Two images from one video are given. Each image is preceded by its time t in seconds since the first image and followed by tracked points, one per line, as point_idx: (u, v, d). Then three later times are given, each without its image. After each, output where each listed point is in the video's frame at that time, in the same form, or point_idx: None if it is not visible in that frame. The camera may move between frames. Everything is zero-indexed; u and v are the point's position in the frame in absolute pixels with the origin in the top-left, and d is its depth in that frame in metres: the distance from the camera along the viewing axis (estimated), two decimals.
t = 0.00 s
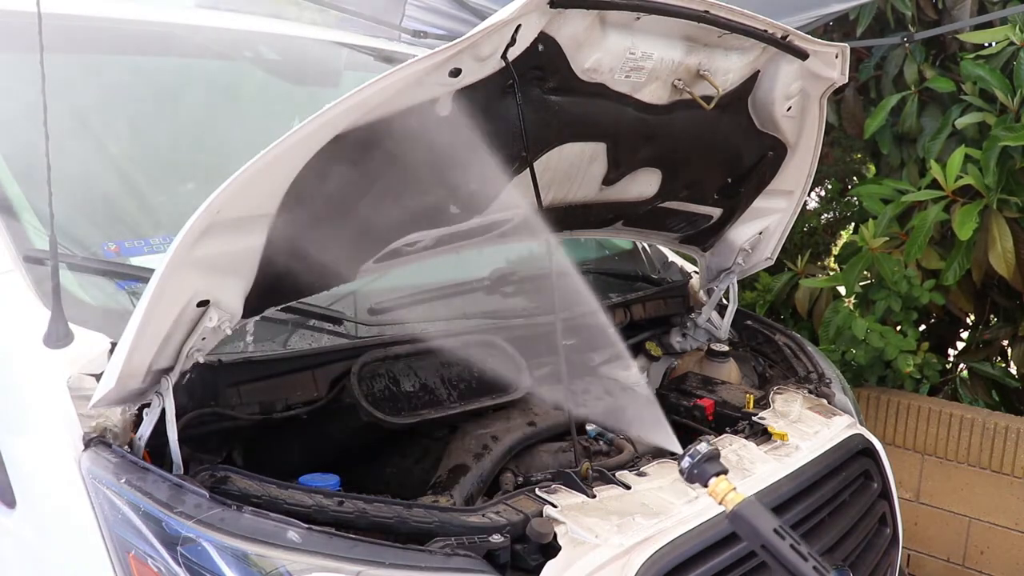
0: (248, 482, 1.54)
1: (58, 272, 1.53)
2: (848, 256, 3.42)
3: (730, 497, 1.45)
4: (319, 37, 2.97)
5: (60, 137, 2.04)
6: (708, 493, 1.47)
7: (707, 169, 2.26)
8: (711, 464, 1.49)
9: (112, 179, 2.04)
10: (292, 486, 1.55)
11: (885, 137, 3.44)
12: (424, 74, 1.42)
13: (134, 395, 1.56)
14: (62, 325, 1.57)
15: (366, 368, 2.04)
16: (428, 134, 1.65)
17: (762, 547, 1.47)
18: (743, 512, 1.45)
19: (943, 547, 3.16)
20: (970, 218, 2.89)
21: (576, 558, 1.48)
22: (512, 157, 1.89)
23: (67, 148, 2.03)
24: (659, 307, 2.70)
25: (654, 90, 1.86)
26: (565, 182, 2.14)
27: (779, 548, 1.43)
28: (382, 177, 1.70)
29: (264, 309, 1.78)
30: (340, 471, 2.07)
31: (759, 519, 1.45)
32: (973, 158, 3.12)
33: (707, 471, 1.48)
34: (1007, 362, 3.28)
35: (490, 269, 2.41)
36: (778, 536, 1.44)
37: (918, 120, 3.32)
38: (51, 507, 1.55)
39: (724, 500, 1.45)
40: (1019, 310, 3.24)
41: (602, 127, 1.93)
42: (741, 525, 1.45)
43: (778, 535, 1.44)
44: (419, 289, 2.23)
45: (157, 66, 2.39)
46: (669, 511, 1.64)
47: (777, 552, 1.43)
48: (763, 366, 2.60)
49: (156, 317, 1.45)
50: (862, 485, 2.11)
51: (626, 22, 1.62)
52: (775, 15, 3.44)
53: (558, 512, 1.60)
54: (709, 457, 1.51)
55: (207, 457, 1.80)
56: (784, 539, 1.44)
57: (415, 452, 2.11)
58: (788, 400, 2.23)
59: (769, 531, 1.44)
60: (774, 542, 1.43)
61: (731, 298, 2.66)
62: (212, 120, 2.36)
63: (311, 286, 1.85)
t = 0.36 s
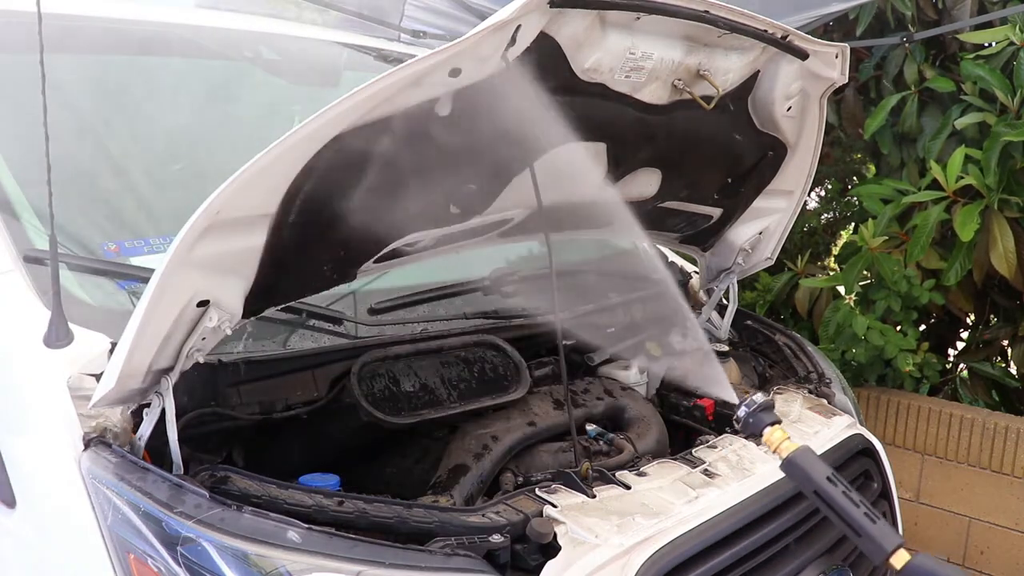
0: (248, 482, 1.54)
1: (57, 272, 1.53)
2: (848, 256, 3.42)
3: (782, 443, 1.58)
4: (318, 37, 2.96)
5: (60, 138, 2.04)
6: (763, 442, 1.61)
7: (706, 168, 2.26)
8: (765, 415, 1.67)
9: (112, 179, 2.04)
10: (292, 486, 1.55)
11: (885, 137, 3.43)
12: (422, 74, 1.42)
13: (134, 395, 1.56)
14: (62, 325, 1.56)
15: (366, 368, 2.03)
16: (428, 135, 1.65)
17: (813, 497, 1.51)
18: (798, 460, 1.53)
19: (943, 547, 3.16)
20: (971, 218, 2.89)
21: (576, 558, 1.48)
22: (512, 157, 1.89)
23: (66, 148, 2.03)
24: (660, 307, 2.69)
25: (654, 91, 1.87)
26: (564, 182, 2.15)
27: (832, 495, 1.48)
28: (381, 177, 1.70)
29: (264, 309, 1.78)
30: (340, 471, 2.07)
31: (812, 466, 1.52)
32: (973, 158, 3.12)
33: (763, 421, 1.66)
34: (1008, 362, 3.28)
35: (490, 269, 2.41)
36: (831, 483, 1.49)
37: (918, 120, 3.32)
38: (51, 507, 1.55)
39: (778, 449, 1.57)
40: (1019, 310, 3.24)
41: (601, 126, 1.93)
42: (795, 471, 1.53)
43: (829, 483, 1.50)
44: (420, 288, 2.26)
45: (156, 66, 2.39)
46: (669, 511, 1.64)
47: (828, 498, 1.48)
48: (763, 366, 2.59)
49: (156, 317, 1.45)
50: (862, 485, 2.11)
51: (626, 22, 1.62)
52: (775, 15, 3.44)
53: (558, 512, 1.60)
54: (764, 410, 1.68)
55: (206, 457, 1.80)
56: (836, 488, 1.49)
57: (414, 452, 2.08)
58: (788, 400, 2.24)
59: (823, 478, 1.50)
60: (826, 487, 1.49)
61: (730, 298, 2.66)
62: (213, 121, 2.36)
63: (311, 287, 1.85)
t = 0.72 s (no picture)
0: (248, 482, 1.54)
1: (58, 272, 1.53)
2: (848, 256, 3.42)
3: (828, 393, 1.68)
4: (317, 37, 2.96)
5: (60, 137, 2.04)
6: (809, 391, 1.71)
7: (706, 168, 2.27)
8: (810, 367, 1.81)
9: (112, 179, 2.04)
10: (291, 486, 1.55)
11: (885, 137, 3.43)
12: (422, 74, 1.42)
13: (134, 395, 1.56)
14: (62, 324, 1.58)
15: (366, 368, 2.03)
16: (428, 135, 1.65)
17: (859, 444, 1.59)
18: (843, 406, 1.62)
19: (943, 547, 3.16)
20: (971, 219, 2.89)
21: (576, 558, 1.48)
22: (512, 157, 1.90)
23: (66, 147, 2.03)
24: (661, 307, 2.75)
25: (654, 91, 1.87)
26: (563, 182, 2.15)
27: (875, 440, 1.55)
28: (381, 176, 1.70)
29: (264, 309, 1.78)
30: (340, 471, 2.07)
31: (857, 414, 1.60)
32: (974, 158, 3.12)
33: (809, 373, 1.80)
34: (1008, 362, 3.28)
35: (490, 269, 2.45)
36: (875, 430, 1.57)
37: (918, 120, 3.32)
38: (51, 507, 1.55)
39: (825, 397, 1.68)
40: (1019, 310, 3.24)
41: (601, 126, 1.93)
42: (841, 419, 1.61)
43: (874, 430, 1.57)
44: (419, 289, 2.27)
45: (156, 66, 2.39)
46: (669, 511, 1.64)
47: (871, 443, 1.56)
48: (763, 365, 2.61)
49: (157, 316, 1.45)
50: (862, 485, 2.11)
51: (626, 22, 1.61)
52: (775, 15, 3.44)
53: (558, 512, 1.60)
54: (810, 363, 1.83)
55: (206, 457, 1.80)
56: (880, 434, 1.57)
57: (414, 452, 2.08)
58: (788, 400, 2.25)
59: (868, 426, 1.58)
60: (869, 433, 1.56)
61: (730, 297, 2.66)
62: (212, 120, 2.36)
63: (310, 287, 1.85)
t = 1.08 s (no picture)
0: (248, 482, 1.54)
1: (58, 272, 1.53)
2: (847, 256, 3.42)
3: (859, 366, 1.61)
4: (316, 37, 2.95)
5: (59, 137, 2.04)
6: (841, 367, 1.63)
7: (705, 168, 2.27)
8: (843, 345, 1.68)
9: (112, 179, 2.04)
10: (291, 486, 1.55)
11: (885, 137, 3.43)
12: (422, 74, 1.42)
13: (134, 395, 1.56)
14: (62, 324, 1.58)
15: (366, 368, 2.03)
16: (427, 135, 1.65)
17: (885, 413, 1.56)
18: (871, 378, 1.57)
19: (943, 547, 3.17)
20: (970, 219, 2.89)
21: (576, 559, 1.48)
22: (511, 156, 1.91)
23: (65, 146, 2.03)
24: (660, 307, 2.71)
25: (654, 90, 1.86)
26: (563, 181, 2.16)
27: (899, 409, 1.52)
28: (381, 176, 1.70)
29: (264, 309, 1.78)
30: (340, 471, 2.07)
31: (884, 386, 1.56)
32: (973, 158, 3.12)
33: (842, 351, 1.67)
34: (1008, 361, 3.29)
35: (490, 269, 2.47)
36: (900, 400, 1.54)
37: (918, 120, 3.32)
38: (51, 506, 1.55)
39: (855, 371, 1.60)
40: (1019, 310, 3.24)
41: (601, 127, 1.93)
42: (869, 391, 1.58)
43: (899, 400, 1.54)
44: (420, 289, 2.28)
45: (155, 66, 2.39)
46: (669, 511, 1.64)
47: (898, 414, 1.53)
48: (763, 366, 2.60)
49: (156, 316, 1.45)
50: (862, 485, 2.11)
51: (626, 22, 1.61)
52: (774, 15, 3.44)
53: (558, 512, 1.60)
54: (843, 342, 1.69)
55: (206, 457, 1.80)
56: (905, 404, 1.54)
57: (414, 452, 2.08)
58: (788, 400, 2.24)
59: (892, 395, 1.54)
60: (895, 405, 1.53)
61: (730, 297, 2.67)
62: (212, 120, 2.36)
63: (310, 287, 1.85)
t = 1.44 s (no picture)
0: (248, 482, 1.54)
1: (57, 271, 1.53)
2: (848, 256, 3.42)
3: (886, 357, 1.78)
4: (315, 37, 2.95)
5: (60, 137, 2.04)
6: (868, 355, 1.82)
7: (705, 168, 2.27)
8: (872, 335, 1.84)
9: (112, 179, 2.04)
10: (291, 486, 1.55)
11: (885, 137, 3.43)
12: (422, 74, 1.42)
13: (134, 395, 1.56)
14: (62, 324, 1.58)
15: (366, 368, 2.03)
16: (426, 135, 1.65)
17: (909, 396, 1.73)
18: (894, 365, 1.75)
19: (942, 547, 3.17)
20: (969, 219, 2.89)
21: (576, 558, 1.48)
22: (511, 156, 1.91)
23: (66, 147, 2.03)
24: (660, 307, 2.70)
25: (653, 90, 1.87)
26: (563, 180, 2.17)
27: (923, 393, 1.69)
28: (381, 177, 1.70)
29: (264, 309, 1.78)
30: (340, 471, 2.07)
31: (908, 369, 1.74)
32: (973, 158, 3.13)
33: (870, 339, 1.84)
34: (1007, 361, 3.30)
35: (490, 269, 2.47)
36: (921, 383, 1.71)
37: (918, 119, 3.31)
38: (51, 506, 1.55)
39: (881, 359, 1.79)
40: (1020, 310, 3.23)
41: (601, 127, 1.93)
42: (892, 376, 1.75)
43: (921, 383, 1.72)
44: (419, 288, 2.28)
45: (156, 65, 2.39)
46: (669, 511, 1.64)
47: (920, 396, 1.70)
48: (763, 366, 2.60)
49: (157, 316, 1.45)
50: (862, 485, 2.11)
51: (625, 23, 1.60)
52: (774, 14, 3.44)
53: (558, 512, 1.60)
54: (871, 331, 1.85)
55: (206, 457, 1.80)
56: (926, 387, 1.71)
57: (414, 452, 2.07)
58: (788, 400, 2.24)
59: (915, 379, 1.72)
60: (918, 388, 1.71)
61: (730, 298, 2.68)
62: (213, 120, 2.37)
63: (310, 287, 1.85)
